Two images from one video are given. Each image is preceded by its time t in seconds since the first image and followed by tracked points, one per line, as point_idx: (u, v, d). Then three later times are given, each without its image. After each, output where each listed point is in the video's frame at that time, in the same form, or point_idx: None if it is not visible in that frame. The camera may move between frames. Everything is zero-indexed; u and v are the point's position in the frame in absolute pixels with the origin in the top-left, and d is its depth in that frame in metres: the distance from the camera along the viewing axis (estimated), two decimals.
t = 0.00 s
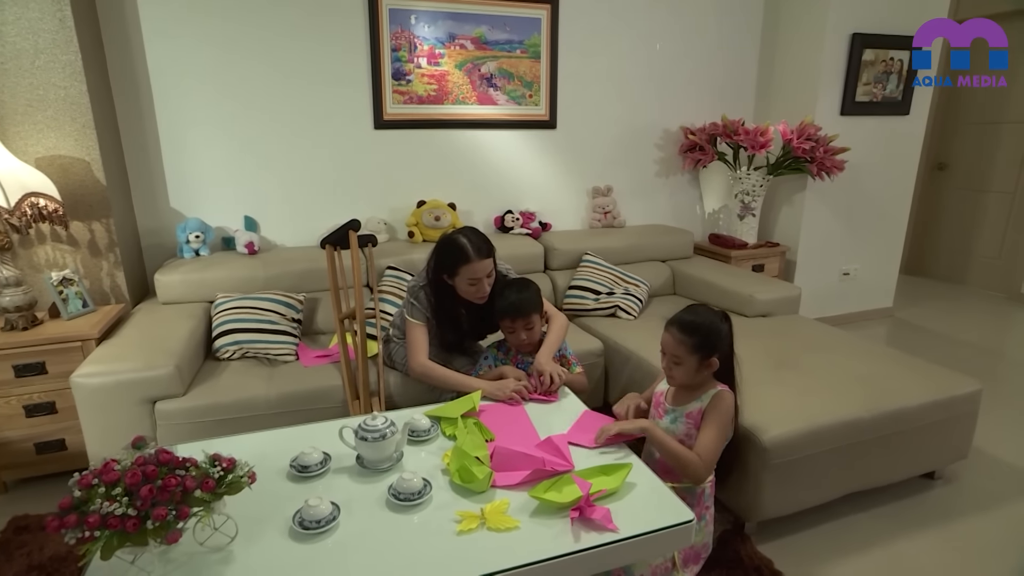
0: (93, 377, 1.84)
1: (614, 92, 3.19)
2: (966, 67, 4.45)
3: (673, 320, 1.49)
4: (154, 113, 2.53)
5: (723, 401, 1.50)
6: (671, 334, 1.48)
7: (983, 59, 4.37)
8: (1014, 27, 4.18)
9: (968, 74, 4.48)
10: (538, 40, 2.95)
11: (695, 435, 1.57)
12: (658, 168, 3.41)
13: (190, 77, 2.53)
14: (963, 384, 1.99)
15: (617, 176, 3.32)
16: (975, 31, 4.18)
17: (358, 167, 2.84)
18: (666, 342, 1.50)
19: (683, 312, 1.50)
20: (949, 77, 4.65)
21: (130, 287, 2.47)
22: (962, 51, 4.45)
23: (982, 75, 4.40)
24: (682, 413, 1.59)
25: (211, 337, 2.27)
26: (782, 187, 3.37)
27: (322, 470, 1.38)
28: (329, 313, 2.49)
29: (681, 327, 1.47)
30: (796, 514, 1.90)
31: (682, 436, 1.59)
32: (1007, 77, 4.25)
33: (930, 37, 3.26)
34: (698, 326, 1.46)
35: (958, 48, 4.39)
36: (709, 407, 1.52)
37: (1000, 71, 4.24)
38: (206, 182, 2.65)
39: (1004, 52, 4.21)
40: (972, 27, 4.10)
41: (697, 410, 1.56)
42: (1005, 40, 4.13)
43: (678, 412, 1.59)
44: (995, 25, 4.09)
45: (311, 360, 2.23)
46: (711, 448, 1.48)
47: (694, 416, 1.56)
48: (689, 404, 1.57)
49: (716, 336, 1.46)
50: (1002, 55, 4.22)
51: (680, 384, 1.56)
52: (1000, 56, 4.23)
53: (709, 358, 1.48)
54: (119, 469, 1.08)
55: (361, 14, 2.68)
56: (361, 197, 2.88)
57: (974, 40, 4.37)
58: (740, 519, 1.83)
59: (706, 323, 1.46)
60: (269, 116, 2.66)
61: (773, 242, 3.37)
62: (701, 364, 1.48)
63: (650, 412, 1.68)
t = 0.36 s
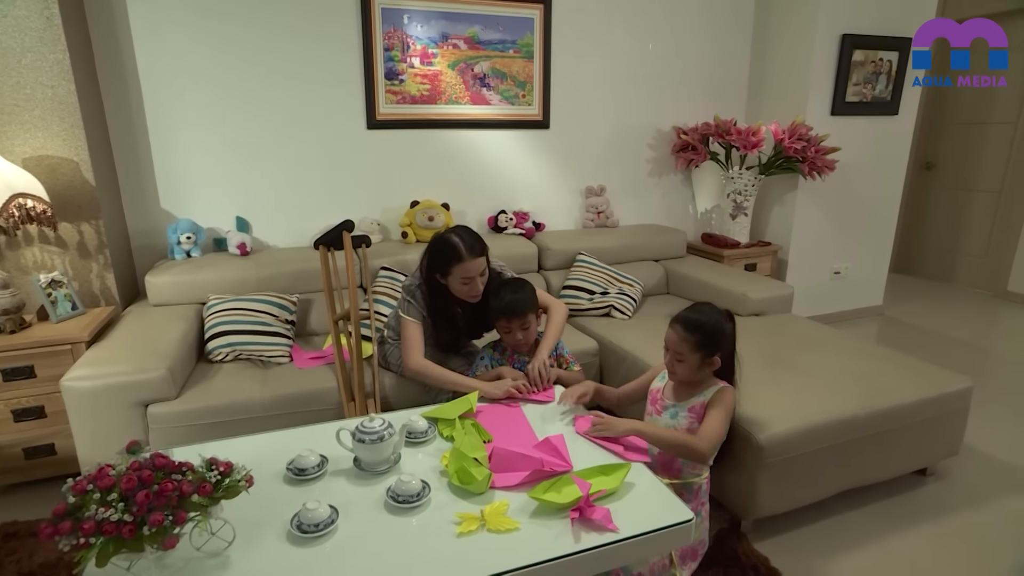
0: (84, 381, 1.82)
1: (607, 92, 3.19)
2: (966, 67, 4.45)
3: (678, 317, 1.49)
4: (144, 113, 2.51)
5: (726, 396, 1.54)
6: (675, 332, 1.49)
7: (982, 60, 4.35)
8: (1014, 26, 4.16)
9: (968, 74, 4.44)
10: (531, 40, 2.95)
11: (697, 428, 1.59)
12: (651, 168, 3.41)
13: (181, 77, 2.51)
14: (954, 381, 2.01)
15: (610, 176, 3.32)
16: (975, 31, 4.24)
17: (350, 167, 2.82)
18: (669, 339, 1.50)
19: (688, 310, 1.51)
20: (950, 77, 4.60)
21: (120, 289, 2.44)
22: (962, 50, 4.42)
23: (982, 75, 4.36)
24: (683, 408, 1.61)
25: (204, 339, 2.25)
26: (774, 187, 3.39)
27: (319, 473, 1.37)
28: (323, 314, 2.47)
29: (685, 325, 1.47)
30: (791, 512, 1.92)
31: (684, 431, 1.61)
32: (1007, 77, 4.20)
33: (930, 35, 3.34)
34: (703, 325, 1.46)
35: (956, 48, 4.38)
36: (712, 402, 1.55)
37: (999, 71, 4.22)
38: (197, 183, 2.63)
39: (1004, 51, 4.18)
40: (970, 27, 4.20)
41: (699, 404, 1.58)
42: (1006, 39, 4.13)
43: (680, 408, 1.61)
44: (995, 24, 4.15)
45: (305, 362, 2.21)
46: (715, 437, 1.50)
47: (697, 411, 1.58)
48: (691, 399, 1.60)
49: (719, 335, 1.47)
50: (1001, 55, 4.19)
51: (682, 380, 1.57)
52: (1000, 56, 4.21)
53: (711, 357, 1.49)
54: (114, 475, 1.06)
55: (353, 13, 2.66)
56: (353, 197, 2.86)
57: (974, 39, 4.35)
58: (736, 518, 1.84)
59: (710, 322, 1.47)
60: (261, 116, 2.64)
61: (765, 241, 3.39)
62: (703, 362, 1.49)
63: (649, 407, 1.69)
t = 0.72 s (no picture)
0: (74, 384, 1.79)
1: (601, 92, 3.20)
2: (967, 67, 4.41)
3: (673, 318, 1.50)
4: (134, 113, 2.48)
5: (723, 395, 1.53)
6: (671, 333, 1.49)
7: (981, 59, 4.32)
8: (1014, 25, 4.13)
9: (968, 74, 4.41)
10: (524, 39, 2.95)
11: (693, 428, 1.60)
12: (644, 168, 3.42)
13: (172, 77, 2.48)
14: (946, 379, 2.03)
15: (603, 176, 3.33)
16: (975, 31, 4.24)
17: (344, 167, 2.81)
18: (666, 340, 1.51)
19: (684, 310, 1.51)
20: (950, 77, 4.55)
21: (111, 290, 2.41)
22: (962, 50, 4.39)
23: (982, 75, 4.32)
24: (679, 408, 1.61)
25: (197, 341, 2.23)
26: (766, 187, 3.42)
27: (317, 476, 1.36)
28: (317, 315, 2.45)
29: (681, 326, 1.48)
30: (787, 510, 1.93)
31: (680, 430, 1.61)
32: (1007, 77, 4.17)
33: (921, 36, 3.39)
34: (699, 325, 1.47)
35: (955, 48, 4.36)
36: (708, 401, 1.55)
37: (999, 71, 4.19)
38: (188, 184, 2.60)
39: (1004, 52, 4.13)
40: (970, 27, 4.24)
41: (695, 403, 1.58)
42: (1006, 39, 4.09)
43: (676, 407, 1.62)
44: (995, 25, 4.15)
45: (300, 363, 2.20)
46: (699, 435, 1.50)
47: (692, 410, 1.59)
48: (688, 399, 1.60)
49: (716, 335, 1.48)
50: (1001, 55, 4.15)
51: (679, 381, 1.58)
52: (1000, 56, 4.16)
53: (708, 356, 1.50)
54: (110, 480, 1.05)
55: (346, 13, 2.65)
56: (347, 198, 2.85)
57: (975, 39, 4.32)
58: (733, 516, 1.84)
59: (706, 322, 1.47)
60: (253, 117, 2.62)
61: (757, 240, 3.42)
62: (700, 361, 1.50)
63: (646, 407, 1.70)
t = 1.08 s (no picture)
0: (65, 389, 1.76)
1: (594, 91, 3.21)
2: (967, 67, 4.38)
3: (658, 321, 1.50)
4: (122, 113, 2.44)
5: (716, 399, 1.54)
6: (656, 337, 1.50)
7: (981, 60, 4.29)
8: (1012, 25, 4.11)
9: (968, 74, 4.37)
10: (517, 39, 2.94)
11: (687, 431, 1.61)
12: (636, 168, 3.43)
13: (162, 76, 2.45)
14: (938, 375, 2.06)
15: (596, 176, 3.33)
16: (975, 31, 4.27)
17: (336, 167, 2.79)
18: (652, 344, 1.52)
19: (668, 312, 1.52)
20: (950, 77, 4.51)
21: (100, 293, 2.37)
22: (962, 50, 4.39)
23: (982, 76, 4.29)
24: (672, 411, 1.62)
25: (189, 344, 2.21)
26: (757, 186, 3.44)
27: (315, 479, 1.34)
28: (311, 317, 2.44)
29: (666, 329, 1.49)
30: (783, 508, 1.94)
31: (674, 433, 1.63)
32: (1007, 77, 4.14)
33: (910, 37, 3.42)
34: (684, 327, 1.48)
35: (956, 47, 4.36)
36: (701, 406, 1.56)
37: (999, 71, 4.17)
38: (179, 184, 2.57)
39: (1005, 52, 4.15)
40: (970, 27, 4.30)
41: (688, 409, 1.59)
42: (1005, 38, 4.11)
43: (668, 411, 1.63)
44: (995, 24, 4.17)
45: (294, 365, 2.18)
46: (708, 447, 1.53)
47: (686, 415, 1.60)
48: (679, 402, 1.61)
49: (702, 335, 1.49)
50: (1002, 55, 4.15)
51: (669, 384, 1.59)
52: (1000, 56, 4.17)
53: (696, 357, 1.51)
54: (106, 486, 1.03)
55: (338, 12, 2.63)
56: (339, 198, 2.83)
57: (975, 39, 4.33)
58: (730, 514, 1.85)
59: (691, 323, 1.48)
60: (244, 116, 2.60)
61: (749, 239, 3.44)
62: (689, 363, 1.51)
63: (637, 410, 1.71)
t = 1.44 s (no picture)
0: (54, 393, 1.73)
1: (587, 91, 3.21)
2: (967, 67, 4.33)
3: (643, 323, 1.51)
4: (110, 112, 2.41)
5: (705, 401, 1.53)
6: (642, 338, 1.51)
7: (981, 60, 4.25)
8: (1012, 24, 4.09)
9: (968, 74, 4.32)
10: (509, 39, 2.94)
11: (678, 434, 1.61)
12: (628, 167, 3.45)
13: (150, 76, 2.42)
14: (928, 372, 2.08)
15: (588, 176, 3.34)
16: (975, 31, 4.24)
17: (328, 168, 2.77)
18: (639, 345, 1.52)
19: (654, 312, 1.52)
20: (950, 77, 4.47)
21: (88, 295, 2.34)
22: (962, 50, 4.35)
23: (982, 76, 4.24)
24: (663, 413, 1.62)
25: (180, 346, 2.18)
26: (748, 186, 3.46)
27: (313, 482, 1.33)
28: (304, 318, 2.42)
29: (650, 330, 1.49)
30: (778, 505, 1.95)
31: (665, 437, 1.63)
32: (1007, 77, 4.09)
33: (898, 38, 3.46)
34: (668, 327, 1.48)
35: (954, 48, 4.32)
36: (691, 408, 1.56)
37: (999, 70, 4.12)
38: (168, 184, 2.54)
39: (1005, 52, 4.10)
40: (970, 27, 4.27)
41: (679, 412, 1.59)
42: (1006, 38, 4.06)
43: (659, 413, 1.63)
44: (994, 24, 4.14)
45: (288, 367, 2.16)
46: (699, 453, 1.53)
47: (676, 418, 1.59)
48: (669, 405, 1.61)
49: (686, 334, 1.49)
50: (1001, 55, 4.11)
51: (658, 385, 1.59)
52: (1001, 56, 4.12)
53: (683, 357, 1.51)
54: (102, 492, 1.02)
55: (330, 11, 2.61)
56: (331, 199, 2.81)
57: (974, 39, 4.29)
58: (726, 512, 1.86)
59: (675, 322, 1.48)
60: (234, 116, 2.57)
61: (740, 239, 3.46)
62: (676, 363, 1.51)
63: (630, 412, 1.71)
